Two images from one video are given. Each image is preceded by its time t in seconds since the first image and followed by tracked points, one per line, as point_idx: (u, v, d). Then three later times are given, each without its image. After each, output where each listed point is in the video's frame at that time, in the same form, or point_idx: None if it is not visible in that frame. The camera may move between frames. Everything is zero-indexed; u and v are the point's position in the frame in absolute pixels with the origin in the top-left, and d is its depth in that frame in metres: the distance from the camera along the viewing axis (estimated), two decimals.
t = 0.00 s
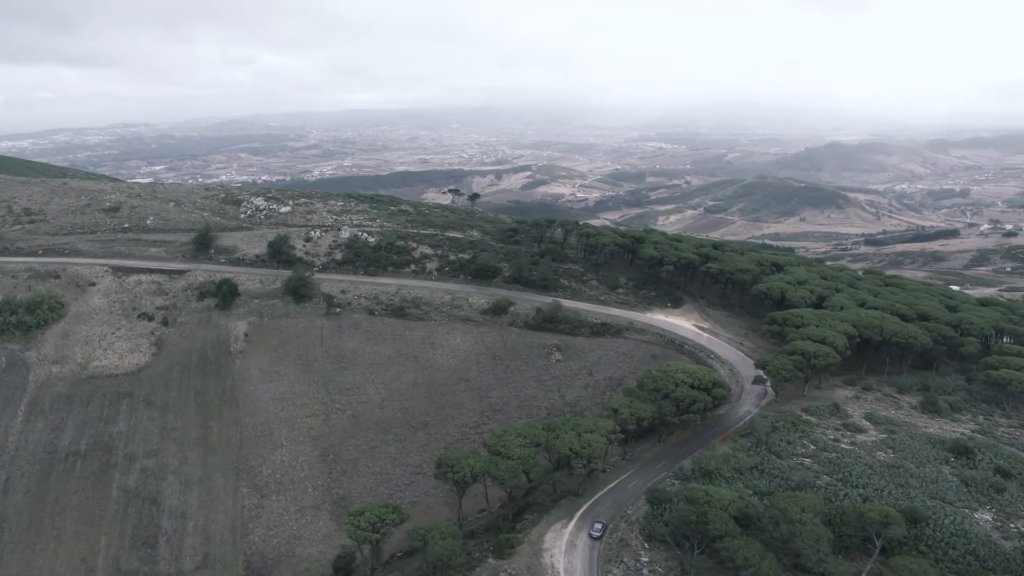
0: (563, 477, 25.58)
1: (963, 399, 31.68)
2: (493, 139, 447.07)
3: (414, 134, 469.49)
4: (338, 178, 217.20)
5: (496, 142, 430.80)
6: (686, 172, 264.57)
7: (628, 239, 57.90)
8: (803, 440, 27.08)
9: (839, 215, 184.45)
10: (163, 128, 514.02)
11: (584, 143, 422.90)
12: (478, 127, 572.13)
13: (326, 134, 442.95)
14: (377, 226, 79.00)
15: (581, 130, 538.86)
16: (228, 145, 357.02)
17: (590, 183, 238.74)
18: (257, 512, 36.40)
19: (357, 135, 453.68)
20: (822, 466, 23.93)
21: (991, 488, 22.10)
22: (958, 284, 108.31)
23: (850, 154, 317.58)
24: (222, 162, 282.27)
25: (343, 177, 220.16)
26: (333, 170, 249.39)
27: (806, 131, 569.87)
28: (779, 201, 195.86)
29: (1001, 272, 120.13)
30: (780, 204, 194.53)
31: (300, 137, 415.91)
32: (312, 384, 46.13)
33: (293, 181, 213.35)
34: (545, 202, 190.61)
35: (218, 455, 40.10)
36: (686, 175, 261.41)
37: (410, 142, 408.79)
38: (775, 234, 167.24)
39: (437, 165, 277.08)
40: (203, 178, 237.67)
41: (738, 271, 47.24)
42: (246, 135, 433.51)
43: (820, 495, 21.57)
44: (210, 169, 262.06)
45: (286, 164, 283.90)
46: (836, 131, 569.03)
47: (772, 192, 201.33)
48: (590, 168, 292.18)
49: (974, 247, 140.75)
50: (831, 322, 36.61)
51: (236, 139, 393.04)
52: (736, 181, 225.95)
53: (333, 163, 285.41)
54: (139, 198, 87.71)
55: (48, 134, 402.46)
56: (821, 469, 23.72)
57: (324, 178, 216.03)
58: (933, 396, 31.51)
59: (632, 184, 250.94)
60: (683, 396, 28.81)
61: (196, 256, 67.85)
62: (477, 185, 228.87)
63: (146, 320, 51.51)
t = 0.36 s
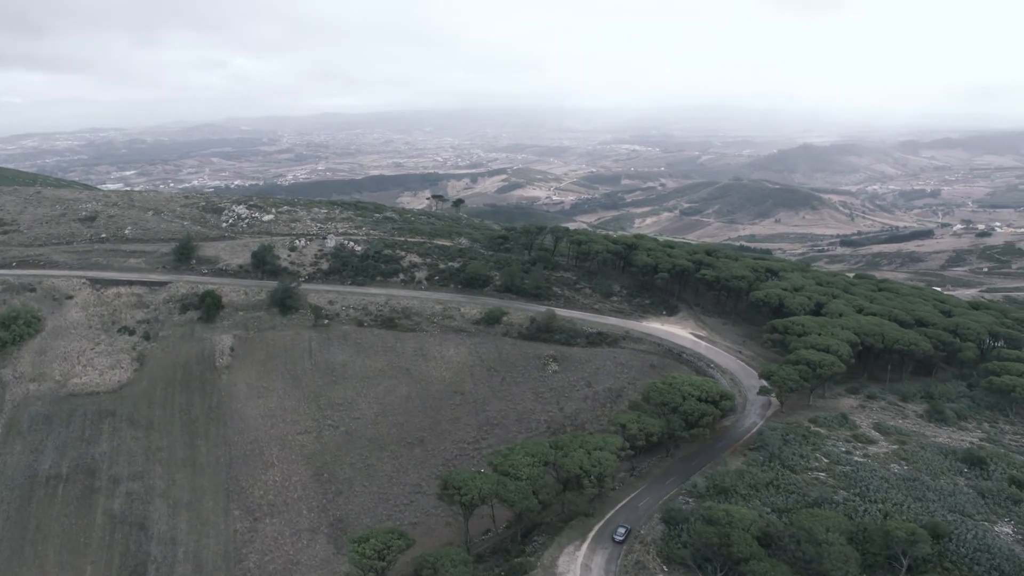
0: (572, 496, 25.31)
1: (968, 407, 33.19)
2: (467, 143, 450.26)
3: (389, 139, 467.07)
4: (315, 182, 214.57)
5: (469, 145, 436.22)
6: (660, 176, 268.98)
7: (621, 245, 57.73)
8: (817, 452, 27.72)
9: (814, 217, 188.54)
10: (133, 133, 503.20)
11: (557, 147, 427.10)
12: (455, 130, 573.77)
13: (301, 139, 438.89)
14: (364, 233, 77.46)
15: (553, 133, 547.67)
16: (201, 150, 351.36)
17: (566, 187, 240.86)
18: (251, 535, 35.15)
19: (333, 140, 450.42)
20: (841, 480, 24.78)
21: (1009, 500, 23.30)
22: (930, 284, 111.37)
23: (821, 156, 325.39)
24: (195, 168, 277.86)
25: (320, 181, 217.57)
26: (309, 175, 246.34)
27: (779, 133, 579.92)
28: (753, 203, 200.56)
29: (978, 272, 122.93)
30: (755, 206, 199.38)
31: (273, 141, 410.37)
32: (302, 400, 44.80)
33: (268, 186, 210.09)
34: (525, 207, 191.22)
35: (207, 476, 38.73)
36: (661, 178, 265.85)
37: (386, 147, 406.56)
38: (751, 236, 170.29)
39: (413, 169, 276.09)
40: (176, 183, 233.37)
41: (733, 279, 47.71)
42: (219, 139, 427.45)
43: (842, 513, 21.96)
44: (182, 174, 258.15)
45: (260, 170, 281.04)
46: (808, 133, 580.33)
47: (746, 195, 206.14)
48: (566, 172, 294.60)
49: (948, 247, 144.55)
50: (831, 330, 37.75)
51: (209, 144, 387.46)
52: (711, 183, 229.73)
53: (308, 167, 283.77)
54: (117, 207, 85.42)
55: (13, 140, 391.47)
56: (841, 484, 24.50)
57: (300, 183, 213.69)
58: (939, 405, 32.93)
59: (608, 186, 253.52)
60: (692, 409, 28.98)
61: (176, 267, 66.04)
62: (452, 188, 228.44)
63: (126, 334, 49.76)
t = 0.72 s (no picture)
0: (590, 517, 25.40)
1: (982, 415, 34.86)
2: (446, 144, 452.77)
3: (368, 141, 463.53)
4: (296, 185, 211.71)
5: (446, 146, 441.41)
6: (642, 177, 270.37)
7: (619, 251, 57.53)
8: (836, 465, 28.69)
9: (796, 218, 190.85)
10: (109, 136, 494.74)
11: (536, 149, 428.96)
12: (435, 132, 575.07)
13: (282, 142, 434.11)
14: (357, 240, 74.31)
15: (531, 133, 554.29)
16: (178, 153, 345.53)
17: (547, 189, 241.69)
18: (252, 558, 34.12)
19: (310, 142, 448.09)
20: (864, 495, 25.97)
21: None
22: (912, 285, 113.13)
23: (800, 158, 329.90)
24: (173, 171, 273.56)
25: (301, 184, 214.69)
26: (290, 178, 243.13)
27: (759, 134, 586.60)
28: (733, 204, 203.18)
29: (963, 272, 124.78)
30: (737, 207, 201.65)
31: (252, 144, 404.82)
32: (299, 414, 43.75)
33: (247, 189, 206.87)
34: (508, 209, 190.55)
35: (201, 496, 37.51)
36: (641, 179, 267.52)
37: (366, 149, 403.52)
38: (733, 238, 172.13)
39: (394, 171, 274.36)
40: (154, 187, 229.16)
41: (736, 285, 47.93)
42: (198, 142, 421.06)
43: (870, 529, 23.16)
44: (159, 178, 254.32)
45: (239, 172, 277.74)
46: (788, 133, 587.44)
47: (728, 197, 208.18)
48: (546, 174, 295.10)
49: (931, 247, 147.26)
50: (840, 338, 38.23)
51: (186, 146, 381.67)
52: (693, 184, 231.14)
53: (288, 169, 281.02)
54: (100, 214, 83.37)
55: None
56: (865, 499, 25.69)
57: (280, 185, 210.79)
58: (954, 414, 34.28)
59: (588, 188, 254.66)
60: (706, 422, 29.33)
61: (162, 276, 64.41)
62: (433, 189, 227.11)
63: (113, 347, 48.27)
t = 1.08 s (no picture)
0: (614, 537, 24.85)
1: (998, 421, 34.99)
2: (431, 144, 455.46)
3: (344, 142, 465.45)
4: (283, 187, 209.68)
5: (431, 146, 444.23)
6: (629, 178, 271.35)
7: (622, 256, 56.89)
8: (860, 478, 28.47)
9: (782, 218, 192.08)
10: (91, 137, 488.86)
11: (521, 149, 430.53)
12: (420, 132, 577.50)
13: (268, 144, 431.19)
14: (352, 247, 72.32)
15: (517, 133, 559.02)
16: (161, 155, 341.06)
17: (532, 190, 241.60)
18: None
19: (294, 144, 446.83)
20: (892, 510, 25.78)
21: None
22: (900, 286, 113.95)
23: (785, 158, 332.69)
24: (156, 173, 269.94)
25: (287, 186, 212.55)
26: (274, 179, 240.78)
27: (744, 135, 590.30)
28: (719, 204, 204.42)
29: (953, 273, 125.59)
30: (723, 207, 202.86)
31: (234, 146, 400.85)
32: (300, 427, 42.60)
33: (232, 191, 204.51)
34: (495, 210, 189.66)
35: (201, 516, 36.23)
36: (628, 180, 268.33)
37: (349, 150, 403.01)
38: (719, 238, 173.16)
39: (379, 172, 272.82)
40: (137, 189, 225.68)
41: (743, 291, 47.51)
42: (180, 143, 417.00)
43: (902, 547, 22.90)
44: (142, 179, 251.26)
45: (223, 174, 275.22)
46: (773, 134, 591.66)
47: (715, 197, 209.22)
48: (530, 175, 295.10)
49: (919, 247, 148.58)
50: (854, 345, 37.90)
51: (170, 148, 377.57)
52: (680, 184, 232.17)
53: (272, 171, 278.37)
54: (88, 221, 81.48)
55: None
56: (894, 514, 25.48)
57: (265, 187, 208.36)
58: (971, 422, 34.27)
59: (574, 188, 255.01)
60: (727, 435, 29.12)
61: (154, 284, 62.56)
62: (418, 191, 225.67)
63: (104, 359, 46.83)
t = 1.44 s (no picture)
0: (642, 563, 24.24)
1: (1018, 434, 35.00)
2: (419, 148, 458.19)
3: (331, 145, 465.85)
4: (271, 191, 207.75)
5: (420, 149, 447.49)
6: (616, 182, 272.06)
7: (628, 264, 56.21)
8: (889, 496, 28.26)
9: (769, 221, 193.11)
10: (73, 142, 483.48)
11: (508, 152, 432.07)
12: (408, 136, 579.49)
13: (250, 147, 432.77)
14: (352, 256, 70.90)
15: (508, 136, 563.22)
16: (145, 160, 336.70)
17: (520, 194, 241.34)
18: None
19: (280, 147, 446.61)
20: (925, 530, 25.59)
21: None
22: (892, 290, 114.33)
23: (772, 162, 335.14)
24: (140, 178, 266.35)
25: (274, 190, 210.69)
26: (261, 184, 238.71)
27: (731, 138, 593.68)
28: (708, 208, 205.28)
29: (945, 276, 126.17)
30: (712, 211, 203.76)
31: (219, 150, 398.94)
32: (303, 445, 41.32)
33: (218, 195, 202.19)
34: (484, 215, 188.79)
35: (202, 541, 34.88)
36: (616, 184, 268.96)
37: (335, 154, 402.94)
38: (708, 241, 173.67)
39: (366, 176, 271.20)
40: (121, 194, 222.34)
41: (754, 300, 47.04)
42: (164, 147, 413.99)
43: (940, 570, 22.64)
44: (127, 184, 247.62)
45: (208, 178, 272.44)
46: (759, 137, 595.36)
47: (703, 201, 210.07)
48: (517, 178, 294.93)
49: (909, 250, 149.66)
50: (872, 357, 37.54)
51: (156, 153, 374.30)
52: (668, 188, 233.11)
53: (258, 175, 276.24)
54: (77, 230, 79.71)
55: None
56: (927, 534, 25.28)
57: (252, 192, 206.03)
58: (992, 434, 34.23)
59: (562, 193, 254.93)
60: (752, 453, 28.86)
61: (149, 297, 59.75)
62: (406, 195, 224.61)
63: (98, 375, 45.33)
